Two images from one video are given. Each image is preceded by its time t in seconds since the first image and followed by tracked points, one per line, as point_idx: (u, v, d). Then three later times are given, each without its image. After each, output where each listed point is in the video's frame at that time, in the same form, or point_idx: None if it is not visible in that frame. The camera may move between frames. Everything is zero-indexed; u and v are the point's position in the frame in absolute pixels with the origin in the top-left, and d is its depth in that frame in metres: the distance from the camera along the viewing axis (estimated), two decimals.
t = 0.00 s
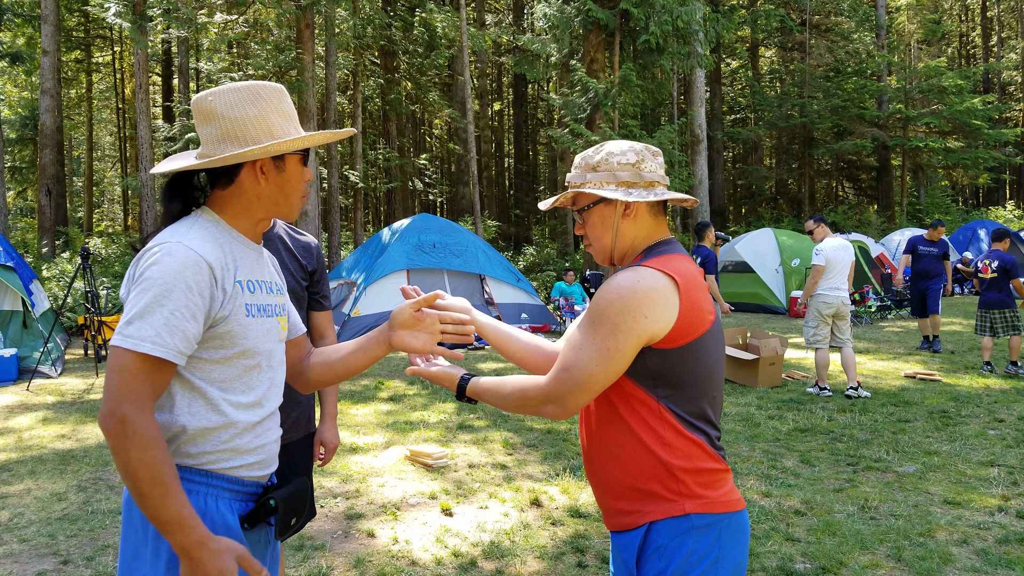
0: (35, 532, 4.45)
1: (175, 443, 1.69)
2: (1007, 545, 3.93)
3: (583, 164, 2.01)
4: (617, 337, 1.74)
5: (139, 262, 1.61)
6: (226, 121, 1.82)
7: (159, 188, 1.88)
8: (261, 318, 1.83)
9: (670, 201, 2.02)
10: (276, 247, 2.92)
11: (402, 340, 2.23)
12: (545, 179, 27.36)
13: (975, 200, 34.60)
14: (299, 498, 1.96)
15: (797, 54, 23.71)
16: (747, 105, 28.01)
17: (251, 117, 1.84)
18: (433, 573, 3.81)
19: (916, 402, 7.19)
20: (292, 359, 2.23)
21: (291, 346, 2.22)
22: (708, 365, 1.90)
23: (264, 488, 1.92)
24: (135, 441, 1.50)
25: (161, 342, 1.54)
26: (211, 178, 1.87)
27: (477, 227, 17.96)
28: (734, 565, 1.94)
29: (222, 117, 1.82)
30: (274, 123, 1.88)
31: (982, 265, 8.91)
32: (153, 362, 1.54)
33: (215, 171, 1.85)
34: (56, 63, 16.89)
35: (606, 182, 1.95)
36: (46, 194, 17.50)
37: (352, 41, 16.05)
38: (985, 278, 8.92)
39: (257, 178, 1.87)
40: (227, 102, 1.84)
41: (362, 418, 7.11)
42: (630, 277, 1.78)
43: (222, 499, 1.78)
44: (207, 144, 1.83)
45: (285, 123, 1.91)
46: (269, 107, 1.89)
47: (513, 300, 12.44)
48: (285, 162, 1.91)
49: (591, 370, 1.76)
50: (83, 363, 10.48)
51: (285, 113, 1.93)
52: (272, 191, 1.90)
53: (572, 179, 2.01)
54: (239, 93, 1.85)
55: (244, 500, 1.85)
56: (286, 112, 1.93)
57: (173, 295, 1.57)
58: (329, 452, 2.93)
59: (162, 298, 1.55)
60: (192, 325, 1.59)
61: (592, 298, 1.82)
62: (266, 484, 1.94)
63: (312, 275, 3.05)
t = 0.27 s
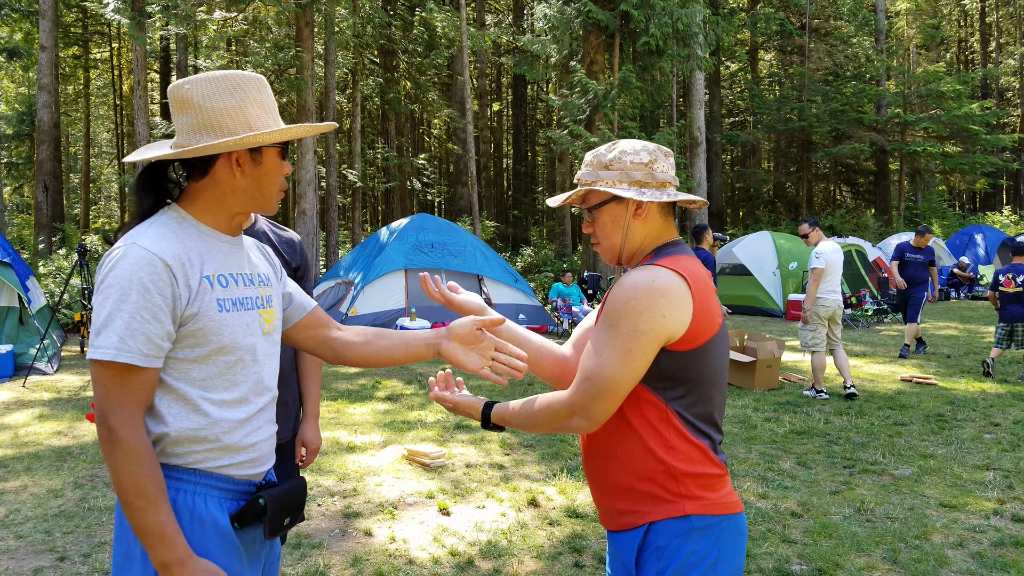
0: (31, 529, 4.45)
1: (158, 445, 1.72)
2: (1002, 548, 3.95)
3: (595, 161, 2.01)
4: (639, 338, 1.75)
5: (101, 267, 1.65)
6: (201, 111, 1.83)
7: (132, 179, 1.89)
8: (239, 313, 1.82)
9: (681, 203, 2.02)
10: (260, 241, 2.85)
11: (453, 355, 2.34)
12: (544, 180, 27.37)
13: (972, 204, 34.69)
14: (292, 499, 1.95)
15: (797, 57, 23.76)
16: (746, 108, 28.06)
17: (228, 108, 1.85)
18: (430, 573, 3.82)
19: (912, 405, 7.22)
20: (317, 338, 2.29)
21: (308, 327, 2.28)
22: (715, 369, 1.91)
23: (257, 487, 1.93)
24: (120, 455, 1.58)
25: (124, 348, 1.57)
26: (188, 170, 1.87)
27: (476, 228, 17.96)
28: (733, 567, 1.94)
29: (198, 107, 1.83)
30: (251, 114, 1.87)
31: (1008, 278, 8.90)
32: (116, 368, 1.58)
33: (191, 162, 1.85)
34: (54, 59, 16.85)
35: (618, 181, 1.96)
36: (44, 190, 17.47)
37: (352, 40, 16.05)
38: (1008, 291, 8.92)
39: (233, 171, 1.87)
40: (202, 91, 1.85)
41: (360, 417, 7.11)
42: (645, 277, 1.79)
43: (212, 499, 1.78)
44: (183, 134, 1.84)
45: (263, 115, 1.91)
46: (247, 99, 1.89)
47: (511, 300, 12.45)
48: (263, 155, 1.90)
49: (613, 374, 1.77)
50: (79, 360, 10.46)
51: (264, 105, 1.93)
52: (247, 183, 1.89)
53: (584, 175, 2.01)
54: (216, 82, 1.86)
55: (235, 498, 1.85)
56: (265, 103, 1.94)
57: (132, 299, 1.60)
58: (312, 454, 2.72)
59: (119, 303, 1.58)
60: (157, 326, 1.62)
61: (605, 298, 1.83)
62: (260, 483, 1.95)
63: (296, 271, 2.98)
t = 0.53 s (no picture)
0: (30, 526, 4.44)
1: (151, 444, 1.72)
2: (1000, 546, 3.96)
3: (599, 159, 2.01)
4: (652, 341, 1.75)
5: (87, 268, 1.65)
6: (185, 102, 1.84)
7: (120, 171, 1.90)
8: (227, 312, 1.81)
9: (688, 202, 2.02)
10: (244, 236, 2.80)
11: (461, 363, 2.38)
12: (542, 178, 27.35)
13: (969, 203, 34.74)
14: (287, 496, 1.95)
15: (795, 56, 23.77)
16: (744, 107, 28.05)
17: (209, 100, 1.85)
18: (429, 570, 3.82)
19: (910, 404, 7.23)
20: (323, 326, 2.29)
21: (311, 318, 2.30)
22: (722, 372, 1.91)
23: (253, 485, 1.94)
24: (120, 457, 1.57)
25: (112, 348, 1.57)
26: (173, 164, 1.88)
27: (473, 225, 17.95)
28: (734, 566, 1.95)
29: (180, 100, 1.85)
30: (233, 108, 1.87)
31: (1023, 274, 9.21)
32: (106, 370, 1.58)
33: (174, 152, 1.85)
34: (51, 56, 16.80)
35: (625, 180, 1.96)
36: (41, 187, 17.42)
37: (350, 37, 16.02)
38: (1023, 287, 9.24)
39: (212, 164, 1.86)
40: (186, 83, 1.86)
41: (358, 414, 7.11)
42: (654, 278, 1.79)
43: (207, 497, 1.78)
44: (167, 125, 1.85)
45: (246, 109, 1.90)
46: (231, 92, 1.89)
47: (508, 298, 12.46)
48: (245, 149, 1.89)
49: (625, 377, 1.76)
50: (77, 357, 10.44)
51: (249, 100, 1.93)
52: (226, 177, 1.88)
53: (588, 177, 2.01)
54: (200, 75, 1.87)
55: (230, 496, 1.85)
56: (251, 97, 1.94)
57: (115, 299, 1.59)
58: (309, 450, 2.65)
59: (102, 305, 1.58)
60: (147, 325, 1.62)
61: (614, 300, 1.83)
62: (255, 481, 1.96)
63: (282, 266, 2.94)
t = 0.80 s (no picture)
0: (33, 523, 4.45)
1: (151, 443, 1.72)
2: (1003, 543, 3.96)
3: (615, 155, 2.00)
4: (683, 345, 1.73)
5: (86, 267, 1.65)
6: (183, 97, 1.85)
7: (119, 167, 1.90)
8: (226, 310, 1.81)
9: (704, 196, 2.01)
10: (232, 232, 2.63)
11: (462, 362, 2.47)
12: (542, 175, 27.33)
13: (970, 200, 34.71)
14: (291, 493, 1.95)
15: (796, 53, 23.75)
16: (745, 104, 28.01)
17: (206, 95, 1.85)
18: (431, 567, 3.82)
19: (911, 401, 7.23)
20: (321, 326, 2.32)
21: (311, 316, 2.31)
22: (740, 376, 1.92)
23: (257, 482, 1.94)
24: (117, 457, 1.57)
25: (110, 347, 1.57)
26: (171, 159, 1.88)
27: (473, 223, 17.94)
28: (742, 570, 1.95)
29: (181, 95, 1.85)
30: (231, 103, 1.87)
31: None
32: (105, 369, 1.58)
33: (172, 146, 1.85)
34: (51, 53, 16.78)
35: (642, 176, 1.95)
36: (41, 185, 17.42)
37: (350, 34, 16.00)
38: None
39: (208, 160, 1.85)
40: (187, 79, 1.87)
41: (359, 412, 7.11)
42: (673, 279, 1.76)
43: (210, 495, 1.78)
44: (166, 119, 1.85)
45: (244, 105, 1.89)
46: (230, 87, 1.89)
47: (509, 296, 12.45)
48: (242, 147, 1.89)
49: (659, 386, 1.73)
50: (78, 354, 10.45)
51: (249, 96, 1.92)
52: (222, 174, 1.87)
53: (602, 171, 2.00)
54: (201, 71, 1.88)
55: (233, 494, 1.85)
56: (251, 94, 1.93)
57: (111, 297, 1.58)
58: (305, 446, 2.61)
59: (100, 303, 1.57)
60: (145, 324, 1.61)
61: (636, 305, 1.79)
62: (259, 478, 1.96)
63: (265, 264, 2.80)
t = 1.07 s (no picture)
0: (38, 520, 4.46)
1: (153, 441, 1.72)
2: (1008, 543, 3.95)
3: (630, 146, 1.94)
4: (734, 353, 1.63)
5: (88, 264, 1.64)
6: (194, 94, 1.84)
7: (131, 159, 1.91)
8: (228, 309, 1.80)
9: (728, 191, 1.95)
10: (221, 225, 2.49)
11: (457, 380, 2.62)
12: (545, 173, 27.32)
13: (974, 198, 34.60)
14: (293, 493, 1.94)
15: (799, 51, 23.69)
16: (748, 102, 27.96)
17: (217, 95, 1.84)
18: (435, 566, 3.82)
19: (916, 400, 7.21)
20: (319, 332, 2.36)
21: (312, 320, 2.35)
22: (772, 386, 1.86)
23: (259, 481, 1.94)
24: (118, 456, 1.57)
25: (112, 345, 1.57)
26: (178, 154, 1.87)
27: (476, 221, 17.95)
28: None
29: (192, 92, 1.84)
30: (240, 106, 1.85)
31: None
32: (107, 367, 1.58)
33: (180, 143, 1.84)
34: (56, 52, 16.83)
35: (658, 168, 1.89)
36: (46, 183, 17.47)
37: (353, 33, 16.00)
38: None
39: (213, 160, 1.85)
40: (200, 77, 1.86)
41: (362, 410, 7.12)
42: (719, 283, 1.68)
43: (212, 493, 1.78)
44: (175, 115, 1.84)
45: (253, 108, 1.88)
46: (241, 88, 1.87)
47: (511, 294, 12.47)
48: (248, 149, 1.87)
49: (713, 399, 1.62)
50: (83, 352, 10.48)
51: (260, 99, 1.90)
52: (226, 175, 1.86)
53: (616, 164, 1.95)
54: (214, 70, 1.87)
55: (236, 492, 1.85)
56: (263, 97, 1.91)
57: (111, 294, 1.58)
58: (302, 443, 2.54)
59: (103, 301, 1.57)
60: (146, 321, 1.61)
61: (675, 314, 1.69)
62: (261, 476, 1.96)
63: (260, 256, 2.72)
